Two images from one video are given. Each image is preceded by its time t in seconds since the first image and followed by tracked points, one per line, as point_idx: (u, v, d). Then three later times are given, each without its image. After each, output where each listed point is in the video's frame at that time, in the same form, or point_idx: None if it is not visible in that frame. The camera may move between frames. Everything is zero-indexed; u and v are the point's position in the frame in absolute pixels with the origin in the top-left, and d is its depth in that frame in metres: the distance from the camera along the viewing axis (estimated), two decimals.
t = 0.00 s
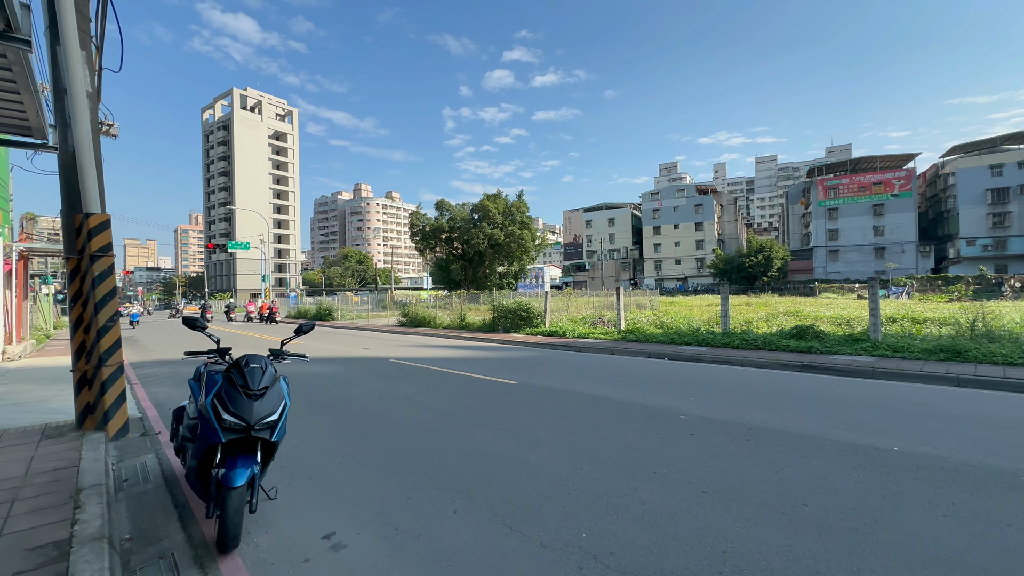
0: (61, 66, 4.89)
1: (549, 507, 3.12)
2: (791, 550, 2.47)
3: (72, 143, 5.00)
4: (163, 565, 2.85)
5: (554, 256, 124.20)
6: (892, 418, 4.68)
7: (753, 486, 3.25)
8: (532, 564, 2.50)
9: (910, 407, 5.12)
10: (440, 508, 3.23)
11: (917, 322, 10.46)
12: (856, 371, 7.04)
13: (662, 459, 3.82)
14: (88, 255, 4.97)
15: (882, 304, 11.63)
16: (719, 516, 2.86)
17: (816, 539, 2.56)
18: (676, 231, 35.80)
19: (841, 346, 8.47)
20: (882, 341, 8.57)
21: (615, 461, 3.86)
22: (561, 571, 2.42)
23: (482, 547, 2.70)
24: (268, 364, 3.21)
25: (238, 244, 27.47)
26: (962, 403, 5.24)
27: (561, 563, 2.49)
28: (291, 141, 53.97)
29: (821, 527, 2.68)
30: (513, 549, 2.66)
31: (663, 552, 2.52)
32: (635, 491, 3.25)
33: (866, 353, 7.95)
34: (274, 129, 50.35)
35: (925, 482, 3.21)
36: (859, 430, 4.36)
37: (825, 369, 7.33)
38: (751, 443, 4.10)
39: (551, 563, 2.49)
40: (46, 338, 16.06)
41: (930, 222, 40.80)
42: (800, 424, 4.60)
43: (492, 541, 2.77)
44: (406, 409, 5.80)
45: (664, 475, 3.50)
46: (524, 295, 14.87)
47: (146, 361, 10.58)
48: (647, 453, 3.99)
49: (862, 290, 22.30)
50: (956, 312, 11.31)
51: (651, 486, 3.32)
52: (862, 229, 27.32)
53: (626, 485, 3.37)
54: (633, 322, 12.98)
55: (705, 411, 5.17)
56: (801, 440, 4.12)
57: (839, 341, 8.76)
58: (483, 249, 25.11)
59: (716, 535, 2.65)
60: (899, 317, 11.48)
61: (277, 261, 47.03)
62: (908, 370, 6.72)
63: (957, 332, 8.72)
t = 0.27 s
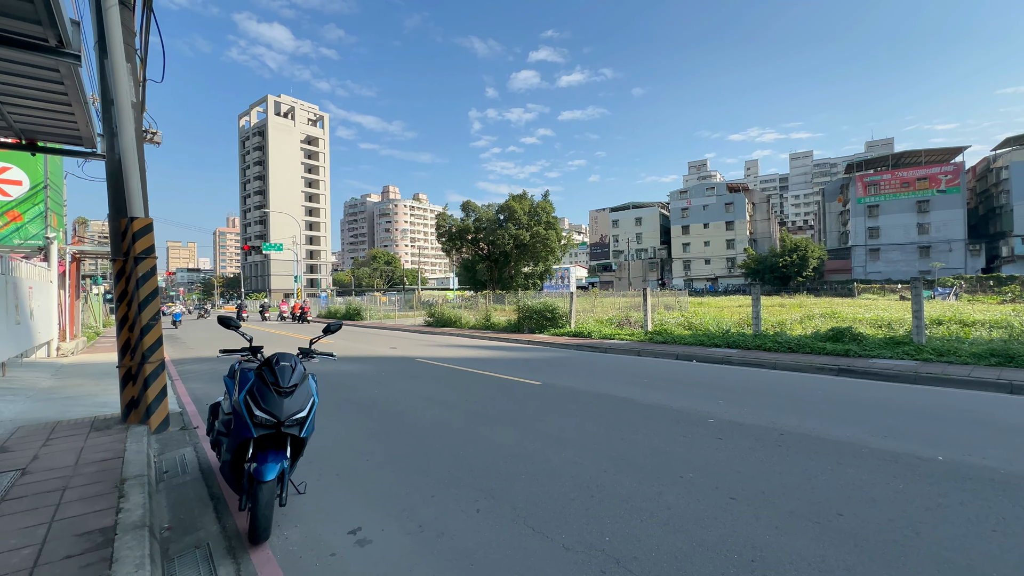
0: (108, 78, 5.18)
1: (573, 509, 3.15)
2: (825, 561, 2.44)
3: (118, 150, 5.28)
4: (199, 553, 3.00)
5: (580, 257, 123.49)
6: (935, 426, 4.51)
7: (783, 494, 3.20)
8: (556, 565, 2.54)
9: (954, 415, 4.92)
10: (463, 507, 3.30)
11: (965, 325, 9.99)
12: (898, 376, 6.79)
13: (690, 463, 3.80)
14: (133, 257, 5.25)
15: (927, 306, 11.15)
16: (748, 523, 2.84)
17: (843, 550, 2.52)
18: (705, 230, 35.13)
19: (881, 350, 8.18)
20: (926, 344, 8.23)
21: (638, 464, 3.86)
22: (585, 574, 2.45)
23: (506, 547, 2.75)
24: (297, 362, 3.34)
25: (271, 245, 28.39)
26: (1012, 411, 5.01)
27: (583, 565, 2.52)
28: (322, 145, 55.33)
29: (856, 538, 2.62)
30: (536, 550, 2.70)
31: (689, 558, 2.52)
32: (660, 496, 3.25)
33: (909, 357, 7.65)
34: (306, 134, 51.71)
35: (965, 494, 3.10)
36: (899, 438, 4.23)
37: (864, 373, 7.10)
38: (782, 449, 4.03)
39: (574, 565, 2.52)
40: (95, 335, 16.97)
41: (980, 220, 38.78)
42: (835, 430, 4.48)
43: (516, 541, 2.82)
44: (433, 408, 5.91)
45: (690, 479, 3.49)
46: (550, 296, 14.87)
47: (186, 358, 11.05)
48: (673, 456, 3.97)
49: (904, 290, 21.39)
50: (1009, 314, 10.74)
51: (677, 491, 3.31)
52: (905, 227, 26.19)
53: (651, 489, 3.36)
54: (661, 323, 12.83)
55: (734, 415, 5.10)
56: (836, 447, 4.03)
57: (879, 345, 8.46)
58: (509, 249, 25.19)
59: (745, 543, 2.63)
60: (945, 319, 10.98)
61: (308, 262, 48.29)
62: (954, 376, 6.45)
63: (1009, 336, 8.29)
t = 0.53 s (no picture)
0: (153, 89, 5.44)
1: (599, 511, 3.16)
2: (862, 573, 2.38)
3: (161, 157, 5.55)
4: (234, 544, 3.14)
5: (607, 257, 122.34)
6: (984, 435, 4.32)
7: (818, 501, 3.13)
8: (581, 567, 2.56)
9: (1005, 423, 4.69)
10: (487, 507, 3.35)
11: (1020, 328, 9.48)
12: (945, 382, 6.51)
13: (719, 468, 3.75)
14: (175, 259, 5.51)
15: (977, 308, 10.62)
16: (781, 531, 2.79)
17: (874, 561, 2.47)
18: (736, 229, 34.33)
19: (927, 353, 7.85)
20: (976, 348, 7.85)
21: (664, 467, 3.83)
22: None
23: (530, 548, 2.79)
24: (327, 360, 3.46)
25: (304, 247, 29.17)
26: None
27: (606, 568, 2.54)
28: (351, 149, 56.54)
29: (896, 550, 2.55)
30: (561, 551, 2.73)
31: (717, 564, 2.50)
32: (688, 500, 3.22)
33: (957, 362, 7.32)
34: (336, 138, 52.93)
35: (1015, 507, 2.96)
36: (945, 446, 4.07)
37: (908, 378, 6.82)
38: (817, 455, 3.94)
39: (600, 567, 2.54)
40: (140, 333, 17.83)
41: None
42: (874, 437, 4.34)
43: (542, 542, 2.85)
44: (460, 408, 6.00)
45: (719, 485, 3.45)
46: (576, 297, 14.82)
47: (224, 356, 11.49)
48: (702, 460, 3.93)
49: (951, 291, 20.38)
50: None
51: (705, 496, 3.28)
52: (952, 224, 24.95)
53: (679, 493, 3.34)
54: (690, 324, 12.62)
55: (766, 419, 5.00)
56: (874, 455, 3.91)
57: (924, 349, 8.13)
58: (535, 249, 25.17)
59: (778, 551, 2.59)
60: (997, 321, 10.43)
61: (339, 263, 49.39)
62: (1005, 382, 6.14)
63: None
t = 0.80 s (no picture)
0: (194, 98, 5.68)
1: (630, 515, 3.13)
2: None
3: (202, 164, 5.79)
4: (271, 536, 3.25)
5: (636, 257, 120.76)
6: None
7: (860, 511, 3.03)
8: (612, 571, 2.55)
9: None
10: (516, 507, 3.37)
11: None
12: (999, 388, 6.18)
13: (754, 474, 3.67)
14: (215, 261, 5.74)
15: None
16: (822, 541, 2.71)
17: (917, 574, 2.38)
18: (769, 228, 33.39)
19: (979, 357, 7.47)
20: None
21: (695, 472, 3.77)
22: None
23: (561, 550, 2.79)
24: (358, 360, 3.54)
25: (335, 249, 29.88)
26: None
27: (637, 572, 2.52)
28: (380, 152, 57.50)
29: (947, 564, 2.45)
30: (592, 554, 2.72)
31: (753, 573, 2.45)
32: (722, 506, 3.17)
33: (1013, 366, 6.94)
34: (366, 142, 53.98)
35: None
36: (1001, 456, 3.86)
37: (958, 383, 6.51)
38: (859, 463, 3.80)
39: (631, 572, 2.52)
40: (182, 332, 18.60)
41: None
42: (920, 445, 4.16)
43: (572, 544, 2.85)
44: (489, 408, 6.04)
45: (754, 491, 3.37)
46: (604, 297, 14.70)
47: (260, 354, 11.87)
48: (736, 466, 3.85)
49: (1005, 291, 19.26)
50: None
51: (740, 502, 3.21)
52: (1006, 220, 23.59)
53: (712, 499, 3.29)
54: (722, 325, 12.35)
55: (804, 424, 4.85)
56: (920, 463, 3.75)
57: (975, 352, 7.73)
58: (561, 250, 25.06)
59: (819, 561, 2.52)
60: None
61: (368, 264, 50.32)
62: None
63: None
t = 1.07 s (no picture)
0: (235, 106, 5.90)
1: (666, 520, 3.08)
2: None
3: (242, 169, 6.00)
4: (310, 531, 3.33)
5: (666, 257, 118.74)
6: None
7: (911, 522, 2.89)
8: None
9: None
10: (549, 509, 3.36)
11: None
12: None
13: (795, 480, 3.56)
14: (254, 263, 5.94)
15: None
16: (870, 552, 2.60)
17: None
18: (806, 225, 32.29)
19: None
20: None
21: (732, 477, 3.67)
22: None
23: (596, 553, 2.77)
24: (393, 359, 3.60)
25: (365, 251, 30.48)
26: None
27: None
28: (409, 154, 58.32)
29: None
30: (627, 558, 2.69)
31: None
32: (762, 513, 3.08)
33: None
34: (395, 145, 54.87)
35: None
36: None
37: (1015, 389, 6.16)
38: (908, 472, 3.64)
39: None
40: (220, 331, 19.30)
41: None
42: (974, 454, 3.96)
43: (606, 548, 2.82)
44: (518, 408, 6.05)
45: (795, 498, 3.26)
46: (632, 298, 14.52)
47: (294, 353, 12.22)
48: (775, 472, 3.74)
49: None
50: None
51: (781, 510, 3.11)
52: None
53: (751, 505, 3.20)
54: (756, 326, 12.03)
55: (846, 430, 4.68)
56: (976, 473, 3.56)
57: None
58: (588, 250, 24.87)
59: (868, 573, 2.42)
60: None
61: (398, 265, 51.13)
62: None
63: None
